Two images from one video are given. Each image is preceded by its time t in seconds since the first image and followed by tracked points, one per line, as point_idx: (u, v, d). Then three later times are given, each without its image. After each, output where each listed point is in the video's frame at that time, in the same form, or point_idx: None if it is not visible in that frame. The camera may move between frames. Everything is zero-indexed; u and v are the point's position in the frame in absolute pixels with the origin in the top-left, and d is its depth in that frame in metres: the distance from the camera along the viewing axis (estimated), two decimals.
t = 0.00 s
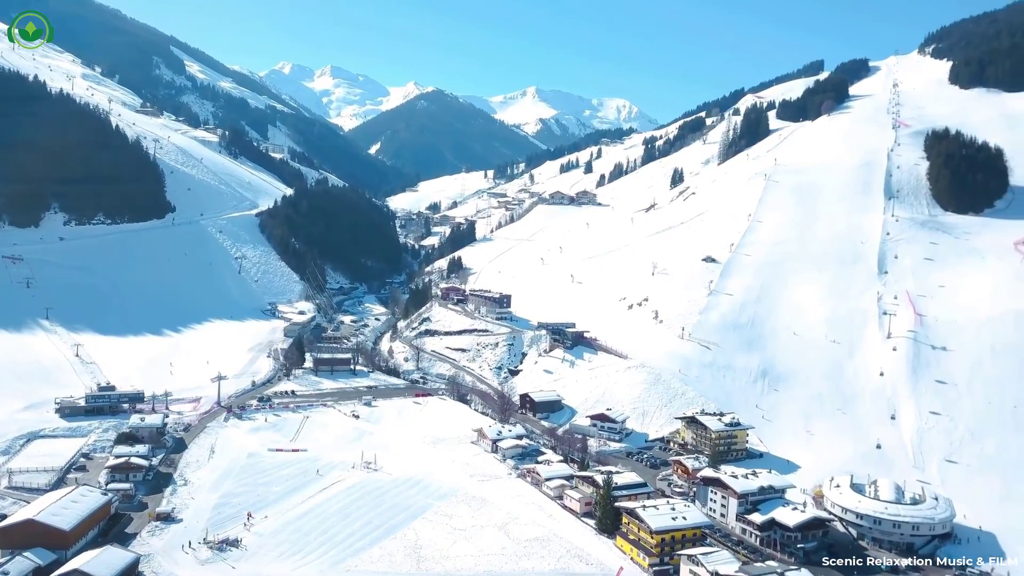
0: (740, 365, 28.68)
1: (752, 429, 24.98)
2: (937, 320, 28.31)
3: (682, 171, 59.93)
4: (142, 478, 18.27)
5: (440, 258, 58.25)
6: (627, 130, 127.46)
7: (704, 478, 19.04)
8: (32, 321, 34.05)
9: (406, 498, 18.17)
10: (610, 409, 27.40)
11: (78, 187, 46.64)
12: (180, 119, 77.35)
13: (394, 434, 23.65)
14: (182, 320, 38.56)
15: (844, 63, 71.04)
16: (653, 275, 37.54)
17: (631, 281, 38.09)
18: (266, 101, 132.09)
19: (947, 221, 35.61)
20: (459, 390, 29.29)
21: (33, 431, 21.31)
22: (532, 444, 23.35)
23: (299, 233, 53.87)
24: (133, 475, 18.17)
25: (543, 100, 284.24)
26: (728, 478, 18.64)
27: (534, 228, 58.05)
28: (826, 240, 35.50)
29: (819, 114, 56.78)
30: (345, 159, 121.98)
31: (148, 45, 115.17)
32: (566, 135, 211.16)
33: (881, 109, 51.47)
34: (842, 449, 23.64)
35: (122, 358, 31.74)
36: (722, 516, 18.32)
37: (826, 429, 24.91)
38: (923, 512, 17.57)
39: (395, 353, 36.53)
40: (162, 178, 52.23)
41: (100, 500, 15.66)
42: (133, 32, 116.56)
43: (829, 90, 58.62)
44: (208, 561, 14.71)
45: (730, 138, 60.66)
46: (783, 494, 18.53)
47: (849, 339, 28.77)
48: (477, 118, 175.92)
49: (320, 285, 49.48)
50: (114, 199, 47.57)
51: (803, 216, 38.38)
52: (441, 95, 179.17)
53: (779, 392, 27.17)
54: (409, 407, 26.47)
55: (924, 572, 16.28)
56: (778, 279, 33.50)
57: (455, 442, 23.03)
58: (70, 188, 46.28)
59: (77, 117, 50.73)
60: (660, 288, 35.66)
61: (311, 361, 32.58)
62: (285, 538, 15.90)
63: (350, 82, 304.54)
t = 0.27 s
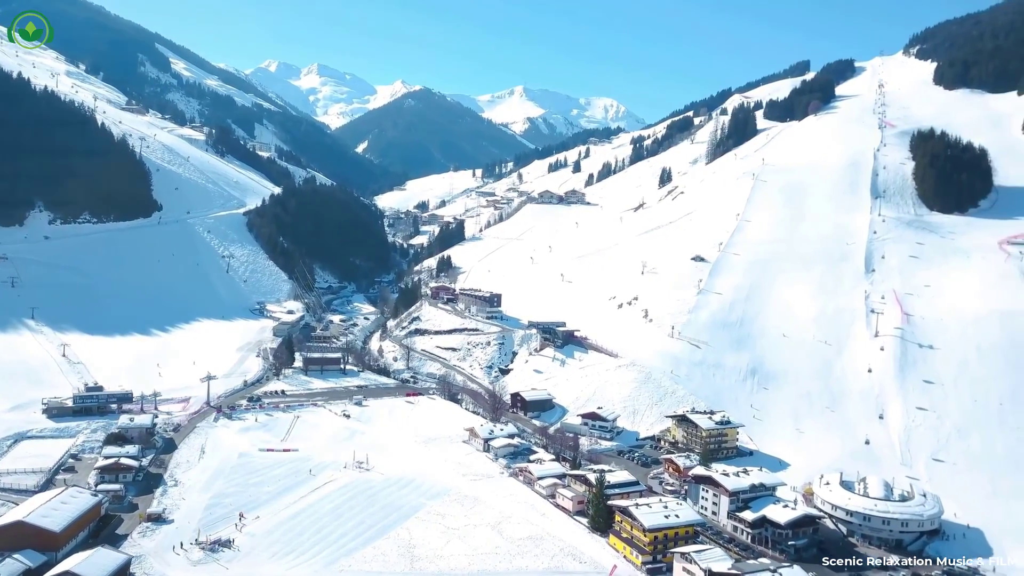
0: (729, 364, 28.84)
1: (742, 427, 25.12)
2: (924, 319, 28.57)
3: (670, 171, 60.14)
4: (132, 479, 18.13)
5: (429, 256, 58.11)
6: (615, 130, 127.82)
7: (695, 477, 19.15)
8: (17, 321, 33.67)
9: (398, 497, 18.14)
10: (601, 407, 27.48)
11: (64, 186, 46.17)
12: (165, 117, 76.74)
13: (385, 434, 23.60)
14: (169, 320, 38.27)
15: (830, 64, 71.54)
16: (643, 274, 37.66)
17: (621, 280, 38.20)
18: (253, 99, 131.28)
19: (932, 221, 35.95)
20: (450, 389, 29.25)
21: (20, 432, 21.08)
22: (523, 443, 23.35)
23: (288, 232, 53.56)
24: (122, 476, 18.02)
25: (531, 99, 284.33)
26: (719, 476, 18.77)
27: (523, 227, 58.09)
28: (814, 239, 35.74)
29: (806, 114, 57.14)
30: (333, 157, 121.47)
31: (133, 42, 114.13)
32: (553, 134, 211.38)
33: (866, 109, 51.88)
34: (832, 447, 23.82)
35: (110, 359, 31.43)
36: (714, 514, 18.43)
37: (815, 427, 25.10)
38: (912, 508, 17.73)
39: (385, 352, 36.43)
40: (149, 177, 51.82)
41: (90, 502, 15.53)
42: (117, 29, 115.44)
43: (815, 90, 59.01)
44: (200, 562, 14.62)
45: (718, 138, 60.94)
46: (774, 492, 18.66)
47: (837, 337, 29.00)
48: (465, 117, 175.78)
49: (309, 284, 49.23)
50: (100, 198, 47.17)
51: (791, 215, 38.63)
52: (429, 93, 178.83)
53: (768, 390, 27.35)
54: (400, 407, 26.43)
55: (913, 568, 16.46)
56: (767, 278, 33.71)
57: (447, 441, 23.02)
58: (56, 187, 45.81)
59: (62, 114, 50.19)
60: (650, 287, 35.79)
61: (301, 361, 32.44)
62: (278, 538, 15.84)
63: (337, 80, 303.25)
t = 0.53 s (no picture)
0: (720, 362, 28.97)
1: (733, 426, 25.23)
2: (913, 318, 28.80)
3: (660, 170, 60.30)
4: (123, 480, 18.00)
5: (420, 255, 58.00)
6: (604, 129, 128.06)
7: (688, 475, 19.24)
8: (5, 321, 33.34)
9: (392, 497, 18.12)
10: (593, 406, 27.53)
11: (52, 184, 45.75)
12: (153, 115, 76.19)
13: (378, 433, 23.55)
14: (159, 319, 38.02)
15: (818, 64, 71.98)
16: (633, 273, 37.75)
17: (612, 280, 38.28)
18: (240, 97, 130.55)
19: (920, 220, 36.26)
20: (442, 389, 29.19)
21: (9, 433, 20.86)
22: (516, 442, 23.37)
23: (277, 231, 53.25)
24: (114, 477, 17.90)
25: (521, 98, 284.52)
26: (712, 474, 18.86)
27: (514, 227, 58.10)
28: (803, 239, 35.95)
29: (795, 114, 57.47)
30: (322, 156, 121.03)
31: (119, 40, 113.27)
32: (542, 133, 211.48)
33: (854, 109, 52.24)
34: (822, 444, 23.99)
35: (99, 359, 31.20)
36: (706, 512, 18.53)
37: (805, 425, 25.27)
38: (902, 505, 17.90)
39: (376, 352, 36.33)
40: (137, 175, 51.43)
41: (82, 503, 15.41)
42: (102, 26, 114.48)
43: (804, 91, 59.36)
44: (194, 563, 14.56)
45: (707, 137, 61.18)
46: (766, 490, 18.77)
47: (828, 336, 29.19)
48: (454, 115, 175.63)
49: (299, 284, 49.00)
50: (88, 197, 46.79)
51: (780, 214, 38.83)
52: (418, 92, 178.57)
53: (759, 388, 27.49)
54: (392, 406, 26.40)
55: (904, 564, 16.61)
56: (757, 277, 33.88)
57: (440, 440, 23.00)
58: (43, 185, 45.38)
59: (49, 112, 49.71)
60: (640, 287, 35.90)
61: (292, 360, 32.30)
62: (271, 538, 15.76)
63: (325, 79, 302.09)
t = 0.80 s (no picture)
0: (711, 361, 29.09)
1: (725, 424, 25.34)
2: (902, 317, 29.02)
3: (650, 170, 60.45)
4: (114, 481, 17.86)
5: (410, 255, 57.87)
6: (594, 129, 128.25)
7: (681, 473, 19.32)
8: None
9: (385, 497, 18.09)
10: (585, 405, 27.58)
11: (38, 183, 45.31)
12: (140, 113, 75.63)
13: (370, 433, 23.49)
14: (148, 319, 37.75)
15: (806, 65, 72.40)
16: (624, 273, 37.84)
17: (603, 279, 38.35)
18: (228, 95, 129.84)
19: (908, 220, 36.53)
20: (434, 388, 29.14)
21: None
22: (509, 441, 23.38)
23: (267, 231, 52.96)
24: (104, 478, 17.74)
25: (510, 97, 284.47)
26: (704, 472, 18.96)
27: (504, 226, 58.10)
28: (793, 238, 36.16)
29: (783, 114, 57.78)
30: (311, 155, 120.56)
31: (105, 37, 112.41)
32: (532, 132, 211.52)
33: (842, 109, 52.58)
34: (813, 442, 24.15)
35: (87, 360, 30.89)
36: (699, 510, 18.62)
37: (796, 423, 25.43)
38: (893, 503, 18.09)
39: (367, 351, 36.22)
40: (124, 174, 51.03)
41: (72, 504, 15.27)
42: (88, 24, 113.57)
43: (792, 91, 59.69)
44: (187, 564, 14.48)
45: (697, 137, 61.41)
46: (758, 488, 18.90)
47: (817, 335, 29.37)
48: (443, 115, 175.43)
49: (289, 283, 48.77)
50: (75, 196, 46.39)
51: (770, 214, 39.03)
52: (407, 91, 178.23)
53: (750, 387, 27.63)
54: (384, 406, 26.35)
55: (895, 561, 16.76)
56: (747, 277, 34.04)
57: (433, 440, 22.97)
58: (29, 184, 44.93)
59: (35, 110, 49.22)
60: (631, 286, 35.99)
61: (283, 360, 32.14)
62: (264, 539, 15.70)
63: (314, 77, 300.88)
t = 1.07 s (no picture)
0: (701, 360, 29.24)
1: (715, 423, 25.48)
2: (889, 316, 29.26)
3: (638, 169, 60.62)
4: (103, 482, 17.73)
5: (398, 253, 57.72)
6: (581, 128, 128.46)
7: (672, 471, 19.42)
8: None
9: (378, 496, 18.05)
10: (576, 404, 27.65)
11: (22, 181, 44.80)
12: (125, 111, 74.96)
13: (361, 433, 23.43)
14: (135, 319, 37.44)
15: (792, 65, 72.87)
16: (614, 272, 37.94)
17: (593, 278, 38.42)
18: (214, 93, 128.99)
19: (894, 219, 36.86)
20: (425, 387, 29.10)
21: None
22: (501, 440, 23.39)
23: (255, 229, 52.64)
24: (93, 479, 17.62)
25: (498, 96, 284.30)
26: (696, 471, 19.07)
27: (493, 225, 58.09)
28: (781, 237, 36.39)
29: (770, 114, 58.12)
30: (298, 154, 119.96)
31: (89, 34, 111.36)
32: (520, 131, 211.58)
33: (829, 109, 52.97)
34: (801, 439, 24.34)
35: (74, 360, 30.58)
36: (691, 508, 18.72)
37: (785, 421, 25.61)
38: (882, 500, 18.27)
39: (357, 351, 36.10)
40: (110, 172, 50.56)
41: (62, 506, 15.14)
42: (72, 20, 112.47)
43: (780, 91, 60.07)
44: (178, 565, 14.40)
45: (685, 136, 61.65)
46: (749, 486, 19.03)
47: (805, 333, 29.59)
48: (431, 113, 175.16)
49: (277, 282, 48.51)
50: (60, 194, 45.91)
51: (758, 213, 39.26)
52: (395, 90, 177.75)
53: (739, 385, 27.81)
54: (375, 405, 26.31)
55: (884, 557, 16.91)
56: (735, 275, 34.23)
57: (424, 439, 22.95)
58: (13, 182, 44.42)
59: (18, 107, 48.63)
60: (621, 285, 36.09)
61: (272, 360, 31.97)
62: (256, 539, 15.62)
63: (300, 75, 299.13)
